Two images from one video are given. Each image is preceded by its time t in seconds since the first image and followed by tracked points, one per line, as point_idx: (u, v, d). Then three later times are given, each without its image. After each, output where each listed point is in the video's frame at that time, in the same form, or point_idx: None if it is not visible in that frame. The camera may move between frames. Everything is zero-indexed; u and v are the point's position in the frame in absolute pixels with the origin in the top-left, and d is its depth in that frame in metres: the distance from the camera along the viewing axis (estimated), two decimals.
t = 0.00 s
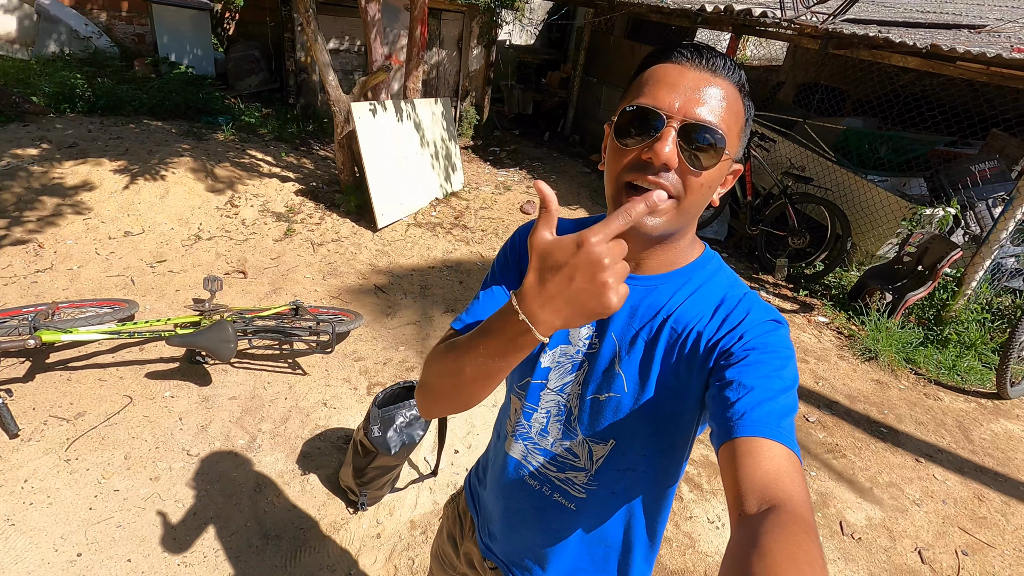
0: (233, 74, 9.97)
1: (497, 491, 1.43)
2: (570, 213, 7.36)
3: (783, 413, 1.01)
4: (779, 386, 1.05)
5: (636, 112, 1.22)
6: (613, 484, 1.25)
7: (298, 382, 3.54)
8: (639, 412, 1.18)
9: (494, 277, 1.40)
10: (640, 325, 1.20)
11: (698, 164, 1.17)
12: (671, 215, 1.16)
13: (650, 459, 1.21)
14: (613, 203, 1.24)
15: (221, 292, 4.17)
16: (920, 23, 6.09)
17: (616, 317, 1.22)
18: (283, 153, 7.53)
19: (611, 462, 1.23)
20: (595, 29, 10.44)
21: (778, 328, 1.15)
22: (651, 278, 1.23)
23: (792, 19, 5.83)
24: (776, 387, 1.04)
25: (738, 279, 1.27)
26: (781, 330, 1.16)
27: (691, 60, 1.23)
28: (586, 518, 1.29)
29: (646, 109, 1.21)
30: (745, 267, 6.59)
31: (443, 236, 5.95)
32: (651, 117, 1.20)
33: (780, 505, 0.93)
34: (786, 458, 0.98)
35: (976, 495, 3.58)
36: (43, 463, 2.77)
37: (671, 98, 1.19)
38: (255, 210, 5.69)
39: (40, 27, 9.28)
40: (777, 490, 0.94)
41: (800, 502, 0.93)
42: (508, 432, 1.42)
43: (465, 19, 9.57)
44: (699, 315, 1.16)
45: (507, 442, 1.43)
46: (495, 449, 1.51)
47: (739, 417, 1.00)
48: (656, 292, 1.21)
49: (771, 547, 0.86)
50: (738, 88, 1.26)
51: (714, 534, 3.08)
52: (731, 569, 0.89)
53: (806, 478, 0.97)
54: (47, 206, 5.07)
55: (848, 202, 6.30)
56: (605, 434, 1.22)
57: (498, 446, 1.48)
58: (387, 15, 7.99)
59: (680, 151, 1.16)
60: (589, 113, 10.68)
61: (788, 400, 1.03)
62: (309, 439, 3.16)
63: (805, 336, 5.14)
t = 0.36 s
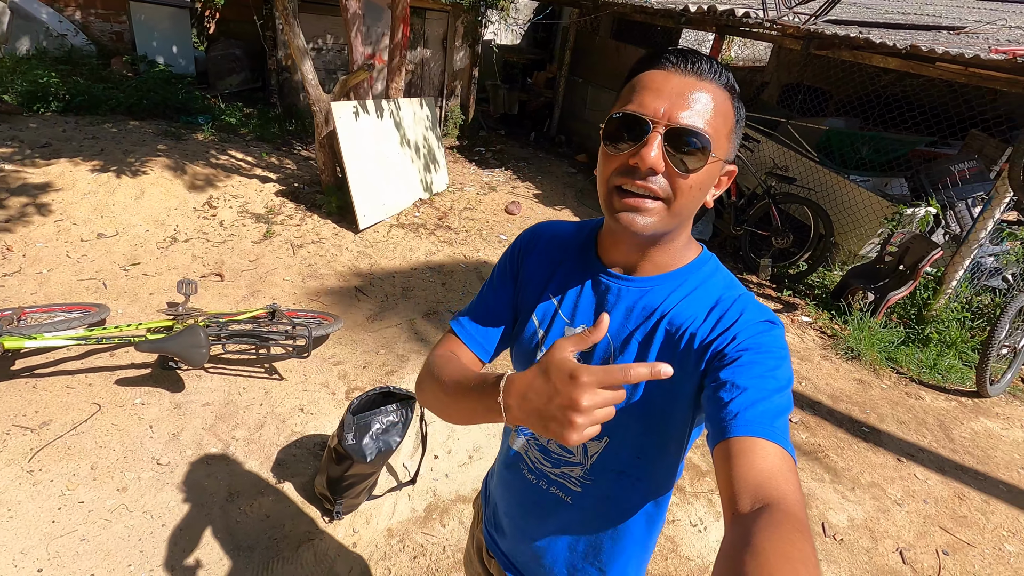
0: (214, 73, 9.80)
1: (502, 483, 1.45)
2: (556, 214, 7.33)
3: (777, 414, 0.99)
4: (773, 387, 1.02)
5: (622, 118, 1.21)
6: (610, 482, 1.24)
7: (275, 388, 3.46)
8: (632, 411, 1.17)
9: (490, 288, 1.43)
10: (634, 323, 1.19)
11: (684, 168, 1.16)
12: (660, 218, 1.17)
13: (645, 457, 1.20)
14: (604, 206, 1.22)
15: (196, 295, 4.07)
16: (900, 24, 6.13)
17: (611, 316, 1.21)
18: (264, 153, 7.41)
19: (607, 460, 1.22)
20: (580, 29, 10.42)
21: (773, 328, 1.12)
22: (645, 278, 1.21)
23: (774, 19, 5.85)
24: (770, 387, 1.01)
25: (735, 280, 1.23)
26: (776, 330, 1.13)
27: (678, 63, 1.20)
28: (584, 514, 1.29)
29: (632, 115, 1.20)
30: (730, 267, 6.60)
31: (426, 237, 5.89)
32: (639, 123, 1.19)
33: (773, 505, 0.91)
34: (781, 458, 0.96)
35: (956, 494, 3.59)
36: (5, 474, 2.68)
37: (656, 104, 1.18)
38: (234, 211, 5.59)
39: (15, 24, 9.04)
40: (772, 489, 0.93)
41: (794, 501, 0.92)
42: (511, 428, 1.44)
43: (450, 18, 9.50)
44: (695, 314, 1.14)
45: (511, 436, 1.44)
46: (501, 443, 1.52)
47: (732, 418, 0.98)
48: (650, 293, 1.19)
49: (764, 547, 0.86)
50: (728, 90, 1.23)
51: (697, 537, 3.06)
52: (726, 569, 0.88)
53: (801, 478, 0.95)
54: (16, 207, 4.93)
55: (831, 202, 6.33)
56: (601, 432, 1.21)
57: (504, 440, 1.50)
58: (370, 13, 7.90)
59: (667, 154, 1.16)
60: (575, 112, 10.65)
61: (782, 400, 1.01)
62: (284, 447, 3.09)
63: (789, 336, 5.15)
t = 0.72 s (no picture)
0: (194, 69, 9.63)
1: (539, 472, 1.45)
2: (542, 211, 7.28)
3: (804, 393, 0.94)
4: (799, 366, 0.97)
5: (629, 111, 1.20)
6: (638, 469, 1.21)
7: (249, 389, 3.38)
8: (655, 399, 1.13)
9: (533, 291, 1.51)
10: (655, 309, 1.15)
11: (693, 152, 1.14)
12: (673, 204, 1.15)
13: (671, 444, 1.15)
14: (620, 197, 1.21)
15: (170, 294, 3.97)
16: (884, 20, 6.14)
17: (632, 303, 1.18)
18: (245, 150, 7.28)
19: (634, 447, 1.19)
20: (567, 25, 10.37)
21: (797, 309, 1.05)
22: (664, 265, 1.17)
23: (758, 14, 5.82)
24: (795, 367, 0.96)
25: (757, 262, 1.16)
26: (800, 311, 1.06)
27: (681, 52, 1.18)
28: (616, 502, 1.26)
29: (637, 106, 1.19)
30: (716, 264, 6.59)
31: (409, 235, 5.81)
32: (644, 113, 1.18)
33: (801, 485, 0.88)
34: (810, 439, 0.92)
35: (939, 489, 3.59)
36: None
37: (661, 92, 1.16)
38: (212, 209, 5.48)
39: None
40: (801, 470, 0.89)
41: (823, 481, 0.88)
42: (545, 420, 1.43)
43: (434, 13, 9.40)
44: (715, 298, 1.08)
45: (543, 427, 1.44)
46: (536, 434, 1.52)
47: (759, 399, 0.94)
48: (669, 278, 1.15)
49: (794, 526, 0.83)
50: (732, 72, 1.19)
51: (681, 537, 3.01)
52: (755, 558, 0.84)
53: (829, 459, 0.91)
54: None
55: (816, 199, 6.34)
56: (625, 419, 1.18)
57: (539, 430, 1.50)
58: (353, 8, 7.79)
59: (675, 141, 1.14)
60: (561, 109, 10.60)
61: (808, 379, 0.95)
62: (258, 449, 3.01)
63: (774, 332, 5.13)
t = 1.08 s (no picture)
0: (179, 69, 9.53)
1: (527, 490, 1.43)
2: (530, 211, 7.27)
3: (798, 413, 0.95)
4: (792, 387, 0.97)
5: (618, 132, 1.20)
6: (629, 487, 1.20)
7: (231, 395, 3.35)
8: (647, 416, 1.13)
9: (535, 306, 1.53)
10: (649, 327, 1.15)
11: (685, 171, 1.14)
12: (667, 222, 1.15)
13: (663, 461, 1.15)
14: (614, 217, 1.22)
15: (150, 299, 3.93)
16: (868, 21, 6.18)
17: (625, 320, 1.18)
18: (230, 151, 7.22)
19: (626, 465, 1.19)
20: (556, 25, 10.36)
21: (790, 328, 1.06)
22: (658, 282, 1.17)
23: (743, 15, 5.85)
24: (790, 387, 0.97)
25: (752, 280, 1.17)
26: (794, 330, 1.07)
27: (667, 73, 1.17)
28: (606, 520, 1.25)
29: (627, 127, 1.19)
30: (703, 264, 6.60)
31: (395, 237, 5.78)
32: (633, 134, 1.18)
33: (797, 506, 0.88)
34: (804, 459, 0.93)
35: (920, 488, 3.62)
36: None
37: (649, 113, 1.16)
38: (195, 211, 5.43)
39: None
40: (796, 492, 0.89)
41: (819, 503, 0.88)
42: (535, 438, 1.42)
43: (422, 13, 9.37)
44: (708, 316, 1.08)
45: (534, 442, 1.42)
46: (526, 450, 1.50)
47: (754, 418, 0.94)
48: (662, 296, 1.15)
49: (789, 549, 0.82)
50: (718, 90, 1.20)
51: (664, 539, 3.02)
52: None
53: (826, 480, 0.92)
54: None
55: (801, 199, 6.38)
56: (617, 436, 1.18)
57: (529, 447, 1.48)
58: (340, 8, 7.74)
59: (665, 161, 1.13)
60: (550, 108, 10.58)
61: (802, 399, 0.96)
62: (239, 455, 2.99)
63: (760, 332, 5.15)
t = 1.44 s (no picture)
0: (167, 68, 9.42)
1: (512, 493, 1.43)
2: (520, 211, 7.27)
3: (781, 418, 0.95)
4: (775, 391, 0.98)
5: (603, 142, 1.20)
6: (615, 491, 1.20)
7: (216, 397, 3.33)
8: (633, 420, 1.13)
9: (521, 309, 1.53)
10: (635, 331, 1.15)
11: (670, 181, 1.14)
12: (652, 233, 1.16)
13: (649, 464, 1.16)
14: (599, 225, 1.22)
15: (135, 301, 3.90)
16: (854, 21, 6.22)
17: (611, 325, 1.19)
18: (218, 151, 7.17)
19: (611, 469, 1.19)
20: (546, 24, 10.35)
21: (773, 333, 1.07)
22: (644, 288, 1.17)
23: (730, 15, 5.87)
24: (772, 392, 0.97)
25: (736, 286, 1.18)
26: (776, 335, 1.07)
27: (652, 83, 1.18)
28: (591, 523, 1.25)
29: (612, 137, 1.19)
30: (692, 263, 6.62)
31: (384, 237, 5.77)
32: (618, 144, 1.18)
33: (778, 509, 0.88)
34: (786, 463, 0.93)
35: (904, 485, 3.66)
36: None
37: (634, 123, 1.16)
38: (182, 212, 5.39)
39: None
40: (778, 495, 0.90)
41: (799, 506, 0.89)
42: (519, 442, 1.41)
43: (412, 13, 9.34)
44: (693, 322, 1.09)
45: (518, 446, 1.42)
46: (511, 454, 1.50)
47: (737, 423, 0.95)
48: (647, 301, 1.16)
49: (769, 553, 0.83)
50: (702, 99, 1.21)
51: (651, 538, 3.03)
52: None
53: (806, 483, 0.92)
54: None
55: (789, 198, 6.41)
56: (602, 440, 1.18)
57: (514, 450, 1.48)
58: (328, 7, 7.71)
59: (651, 171, 1.15)
60: (541, 108, 10.58)
61: (784, 404, 0.97)
62: (224, 458, 2.97)
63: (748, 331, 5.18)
